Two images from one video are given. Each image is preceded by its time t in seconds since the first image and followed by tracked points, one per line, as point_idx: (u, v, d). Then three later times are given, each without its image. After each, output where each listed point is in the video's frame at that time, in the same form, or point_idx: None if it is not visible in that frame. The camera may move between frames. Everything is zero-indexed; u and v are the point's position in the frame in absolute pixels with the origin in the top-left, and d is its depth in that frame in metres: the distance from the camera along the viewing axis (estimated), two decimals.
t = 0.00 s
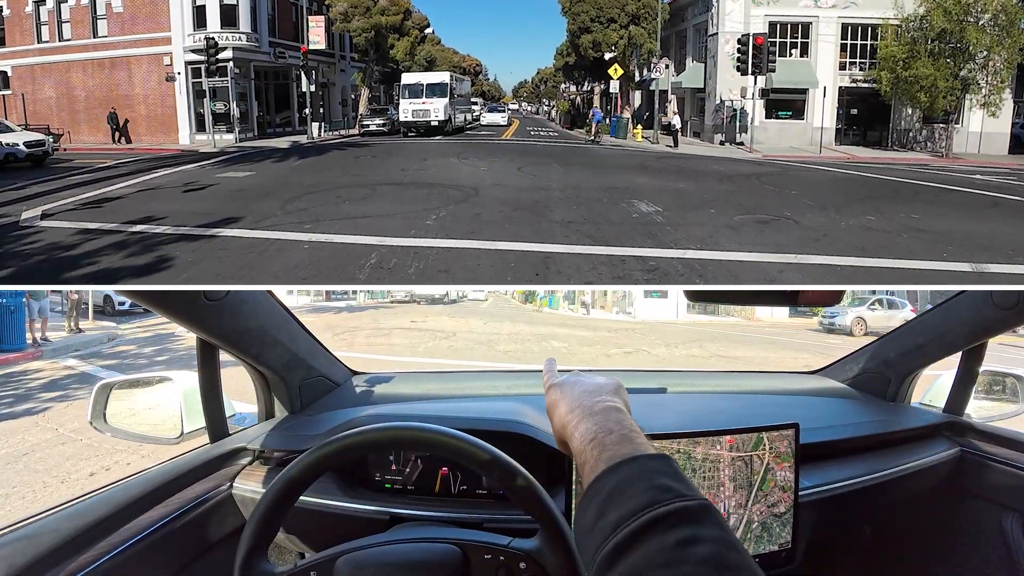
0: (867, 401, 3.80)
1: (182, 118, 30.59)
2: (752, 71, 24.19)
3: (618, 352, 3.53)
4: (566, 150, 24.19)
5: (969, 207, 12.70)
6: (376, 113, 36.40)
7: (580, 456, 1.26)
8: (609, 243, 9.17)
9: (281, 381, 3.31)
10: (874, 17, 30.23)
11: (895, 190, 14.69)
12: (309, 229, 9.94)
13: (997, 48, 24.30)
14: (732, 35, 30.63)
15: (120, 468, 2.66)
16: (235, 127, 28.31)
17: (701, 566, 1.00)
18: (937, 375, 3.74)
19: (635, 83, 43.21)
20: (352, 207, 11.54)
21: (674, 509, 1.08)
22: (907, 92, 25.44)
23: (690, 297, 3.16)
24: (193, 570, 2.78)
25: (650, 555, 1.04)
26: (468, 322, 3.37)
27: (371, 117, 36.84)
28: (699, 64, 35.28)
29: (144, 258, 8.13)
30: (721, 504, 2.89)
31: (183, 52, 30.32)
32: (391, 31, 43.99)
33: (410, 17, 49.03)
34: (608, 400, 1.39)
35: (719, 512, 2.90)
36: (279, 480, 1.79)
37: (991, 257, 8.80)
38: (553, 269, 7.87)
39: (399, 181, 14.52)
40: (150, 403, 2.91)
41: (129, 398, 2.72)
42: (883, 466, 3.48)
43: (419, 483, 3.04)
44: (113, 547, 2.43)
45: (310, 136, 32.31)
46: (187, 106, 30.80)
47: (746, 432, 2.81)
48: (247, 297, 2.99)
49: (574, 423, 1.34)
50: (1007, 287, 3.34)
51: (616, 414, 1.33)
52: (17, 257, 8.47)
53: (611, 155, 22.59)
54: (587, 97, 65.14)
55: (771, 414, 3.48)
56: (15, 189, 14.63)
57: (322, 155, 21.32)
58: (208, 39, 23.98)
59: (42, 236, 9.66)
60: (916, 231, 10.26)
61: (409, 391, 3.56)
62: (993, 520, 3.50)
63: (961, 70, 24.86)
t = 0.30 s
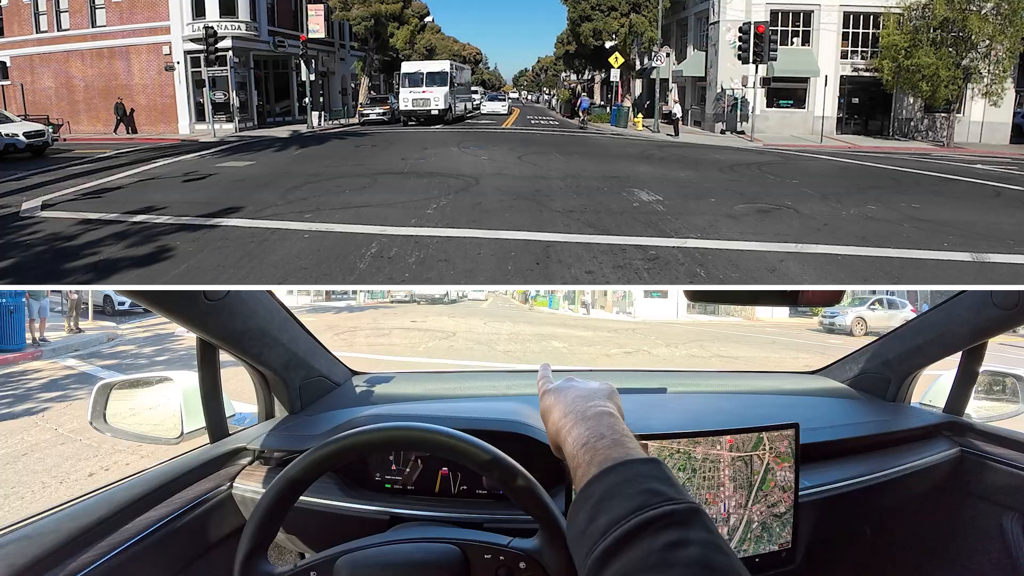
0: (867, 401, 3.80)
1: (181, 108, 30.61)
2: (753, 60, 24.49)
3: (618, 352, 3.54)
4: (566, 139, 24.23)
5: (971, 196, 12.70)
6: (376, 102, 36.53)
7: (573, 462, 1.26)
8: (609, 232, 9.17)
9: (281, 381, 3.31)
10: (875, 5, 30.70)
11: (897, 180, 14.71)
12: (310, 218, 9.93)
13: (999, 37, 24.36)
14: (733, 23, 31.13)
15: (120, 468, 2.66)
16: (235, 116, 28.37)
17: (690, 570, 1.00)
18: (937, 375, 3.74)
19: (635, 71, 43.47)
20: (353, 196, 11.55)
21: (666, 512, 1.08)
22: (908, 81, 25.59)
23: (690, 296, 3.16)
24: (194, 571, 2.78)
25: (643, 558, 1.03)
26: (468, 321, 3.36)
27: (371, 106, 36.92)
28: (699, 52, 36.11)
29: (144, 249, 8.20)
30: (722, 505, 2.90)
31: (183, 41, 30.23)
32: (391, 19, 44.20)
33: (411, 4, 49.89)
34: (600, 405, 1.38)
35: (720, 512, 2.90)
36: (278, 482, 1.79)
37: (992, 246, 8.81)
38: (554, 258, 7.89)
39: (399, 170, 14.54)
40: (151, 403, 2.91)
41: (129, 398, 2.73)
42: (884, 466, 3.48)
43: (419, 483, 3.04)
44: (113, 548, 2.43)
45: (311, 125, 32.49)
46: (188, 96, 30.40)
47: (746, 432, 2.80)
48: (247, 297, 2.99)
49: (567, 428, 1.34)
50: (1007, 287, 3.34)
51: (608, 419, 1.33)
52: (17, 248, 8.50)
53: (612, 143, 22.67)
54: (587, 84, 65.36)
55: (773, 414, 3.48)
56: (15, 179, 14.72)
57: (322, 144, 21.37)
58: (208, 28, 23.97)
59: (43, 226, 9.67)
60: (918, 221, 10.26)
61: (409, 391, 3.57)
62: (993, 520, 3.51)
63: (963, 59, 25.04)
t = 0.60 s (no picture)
0: (866, 401, 3.81)
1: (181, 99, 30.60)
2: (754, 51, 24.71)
3: (618, 352, 3.54)
4: (566, 129, 24.27)
5: (973, 188, 12.70)
6: (376, 93, 36.62)
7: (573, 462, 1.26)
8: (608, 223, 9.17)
9: (281, 381, 3.31)
10: None
11: (898, 171, 14.73)
12: (310, 209, 9.93)
13: (1001, 28, 24.42)
14: (734, 14, 31.45)
15: (121, 468, 2.66)
16: (235, 108, 28.31)
17: None
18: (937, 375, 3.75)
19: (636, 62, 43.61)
20: (354, 187, 11.56)
21: (670, 516, 1.08)
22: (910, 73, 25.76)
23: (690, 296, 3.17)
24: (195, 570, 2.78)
25: (649, 561, 1.03)
26: (467, 322, 3.36)
27: (371, 97, 37.00)
28: (700, 42, 36.20)
29: (144, 241, 8.22)
30: (722, 504, 2.90)
31: (180, 33, 30.43)
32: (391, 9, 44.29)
33: None
34: (601, 405, 1.38)
35: (720, 512, 2.90)
36: (279, 481, 1.79)
37: (992, 238, 8.82)
38: (554, 249, 7.89)
39: (399, 161, 14.55)
40: (151, 403, 2.92)
41: (129, 397, 2.74)
42: (885, 466, 3.47)
43: (419, 482, 3.04)
44: (113, 548, 2.43)
45: (311, 116, 32.59)
46: (187, 88, 30.38)
47: (745, 432, 2.80)
48: (247, 298, 2.99)
49: (567, 427, 1.34)
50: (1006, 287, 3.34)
51: (609, 419, 1.32)
52: (18, 239, 8.53)
53: (613, 134, 22.73)
54: (588, 75, 65.54)
55: (773, 414, 3.48)
56: (16, 171, 14.78)
57: (322, 135, 21.41)
58: (207, 18, 23.60)
59: (44, 218, 9.68)
60: (920, 213, 10.25)
61: (408, 391, 3.57)
62: (993, 521, 3.50)
63: (964, 50, 25.08)
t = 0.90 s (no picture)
0: (866, 401, 3.81)
1: (182, 93, 29.41)
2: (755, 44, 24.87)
3: (618, 351, 3.54)
4: (566, 121, 24.28)
5: (973, 181, 12.71)
6: (376, 86, 36.63)
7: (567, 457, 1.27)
8: (608, 216, 9.16)
9: (281, 381, 3.30)
10: None
11: (898, 164, 14.73)
12: (311, 202, 9.92)
13: (1003, 21, 24.43)
14: (736, 5, 31.65)
15: (120, 468, 2.66)
16: (235, 100, 26.93)
17: None
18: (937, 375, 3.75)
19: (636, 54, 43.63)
20: (353, 180, 11.56)
21: (665, 515, 1.08)
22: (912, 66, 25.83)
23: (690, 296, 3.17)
24: (195, 570, 2.78)
25: (642, 563, 1.03)
26: (467, 323, 3.37)
27: (371, 90, 36.99)
28: (700, 35, 36.23)
29: (145, 235, 8.23)
30: (721, 504, 2.91)
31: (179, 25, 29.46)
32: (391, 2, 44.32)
33: None
34: (594, 402, 1.38)
35: (720, 512, 2.91)
36: (279, 482, 1.79)
37: (992, 231, 8.83)
38: (554, 241, 7.89)
39: (399, 153, 14.56)
40: (151, 403, 2.91)
41: (129, 397, 2.74)
42: (885, 466, 3.47)
43: (419, 483, 3.04)
44: (114, 548, 2.43)
45: (311, 109, 32.60)
46: (187, 81, 29.31)
47: (745, 432, 2.80)
48: (247, 298, 2.99)
49: (560, 426, 1.34)
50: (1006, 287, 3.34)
51: (602, 417, 1.32)
52: (19, 233, 8.54)
53: (613, 126, 22.73)
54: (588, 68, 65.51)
55: (773, 414, 3.48)
56: (16, 164, 14.81)
57: (322, 128, 21.40)
58: (207, 11, 22.89)
59: (44, 212, 9.67)
60: (920, 206, 10.24)
61: (408, 391, 3.57)
62: (993, 521, 3.50)
63: (965, 43, 25.09)
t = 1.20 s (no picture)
0: (866, 401, 3.81)
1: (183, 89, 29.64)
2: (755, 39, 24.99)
3: (618, 351, 3.55)
4: (566, 116, 24.27)
5: (974, 176, 12.71)
6: (377, 80, 36.67)
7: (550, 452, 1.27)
8: (608, 211, 9.16)
9: (281, 381, 3.30)
10: None
11: (899, 159, 14.73)
12: (311, 197, 9.92)
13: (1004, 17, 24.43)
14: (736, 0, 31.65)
15: (120, 468, 2.66)
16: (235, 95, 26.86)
17: None
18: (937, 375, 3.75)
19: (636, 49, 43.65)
20: (354, 175, 11.56)
21: (647, 514, 1.07)
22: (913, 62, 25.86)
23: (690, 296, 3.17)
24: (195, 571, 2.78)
25: (623, 565, 1.03)
26: (467, 323, 3.36)
27: (371, 84, 37.01)
28: (700, 30, 36.28)
29: (144, 230, 8.23)
30: (721, 504, 2.91)
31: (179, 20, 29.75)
32: None
33: None
34: (577, 397, 1.38)
35: (719, 512, 2.91)
36: (278, 482, 1.79)
37: (992, 227, 8.83)
38: (554, 236, 7.88)
39: (400, 148, 14.57)
40: (151, 404, 2.92)
41: (130, 397, 2.74)
42: (886, 466, 3.47)
43: (419, 482, 3.04)
44: (114, 548, 2.43)
45: (311, 104, 32.64)
46: (187, 77, 29.54)
47: (745, 432, 2.80)
48: (247, 298, 2.99)
49: (542, 423, 1.34)
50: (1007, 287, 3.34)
51: (584, 412, 1.32)
52: (19, 228, 8.56)
53: (613, 121, 22.74)
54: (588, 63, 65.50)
55: (773, 415, 3.48)
56: (17, 159, 14.85)
57: (322, 123, 21.41)
58: (206, 7, 22.61)
59: (44, 207, 9.68)
60: (920, 201, 10.25)
61: (408, 391, 3.57)
62: (993, 521, 3.50)
63: (966, 39, 25.08)
